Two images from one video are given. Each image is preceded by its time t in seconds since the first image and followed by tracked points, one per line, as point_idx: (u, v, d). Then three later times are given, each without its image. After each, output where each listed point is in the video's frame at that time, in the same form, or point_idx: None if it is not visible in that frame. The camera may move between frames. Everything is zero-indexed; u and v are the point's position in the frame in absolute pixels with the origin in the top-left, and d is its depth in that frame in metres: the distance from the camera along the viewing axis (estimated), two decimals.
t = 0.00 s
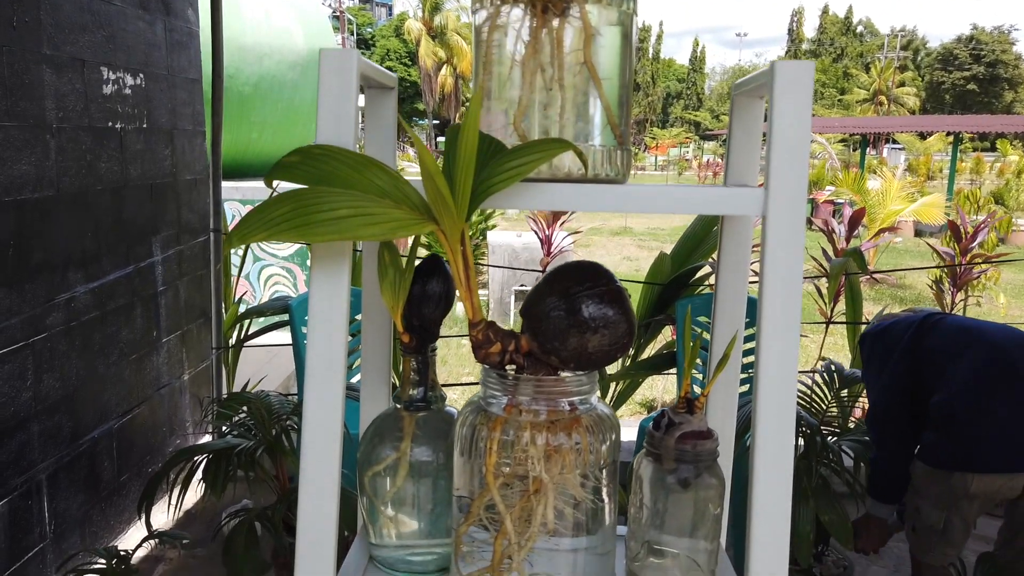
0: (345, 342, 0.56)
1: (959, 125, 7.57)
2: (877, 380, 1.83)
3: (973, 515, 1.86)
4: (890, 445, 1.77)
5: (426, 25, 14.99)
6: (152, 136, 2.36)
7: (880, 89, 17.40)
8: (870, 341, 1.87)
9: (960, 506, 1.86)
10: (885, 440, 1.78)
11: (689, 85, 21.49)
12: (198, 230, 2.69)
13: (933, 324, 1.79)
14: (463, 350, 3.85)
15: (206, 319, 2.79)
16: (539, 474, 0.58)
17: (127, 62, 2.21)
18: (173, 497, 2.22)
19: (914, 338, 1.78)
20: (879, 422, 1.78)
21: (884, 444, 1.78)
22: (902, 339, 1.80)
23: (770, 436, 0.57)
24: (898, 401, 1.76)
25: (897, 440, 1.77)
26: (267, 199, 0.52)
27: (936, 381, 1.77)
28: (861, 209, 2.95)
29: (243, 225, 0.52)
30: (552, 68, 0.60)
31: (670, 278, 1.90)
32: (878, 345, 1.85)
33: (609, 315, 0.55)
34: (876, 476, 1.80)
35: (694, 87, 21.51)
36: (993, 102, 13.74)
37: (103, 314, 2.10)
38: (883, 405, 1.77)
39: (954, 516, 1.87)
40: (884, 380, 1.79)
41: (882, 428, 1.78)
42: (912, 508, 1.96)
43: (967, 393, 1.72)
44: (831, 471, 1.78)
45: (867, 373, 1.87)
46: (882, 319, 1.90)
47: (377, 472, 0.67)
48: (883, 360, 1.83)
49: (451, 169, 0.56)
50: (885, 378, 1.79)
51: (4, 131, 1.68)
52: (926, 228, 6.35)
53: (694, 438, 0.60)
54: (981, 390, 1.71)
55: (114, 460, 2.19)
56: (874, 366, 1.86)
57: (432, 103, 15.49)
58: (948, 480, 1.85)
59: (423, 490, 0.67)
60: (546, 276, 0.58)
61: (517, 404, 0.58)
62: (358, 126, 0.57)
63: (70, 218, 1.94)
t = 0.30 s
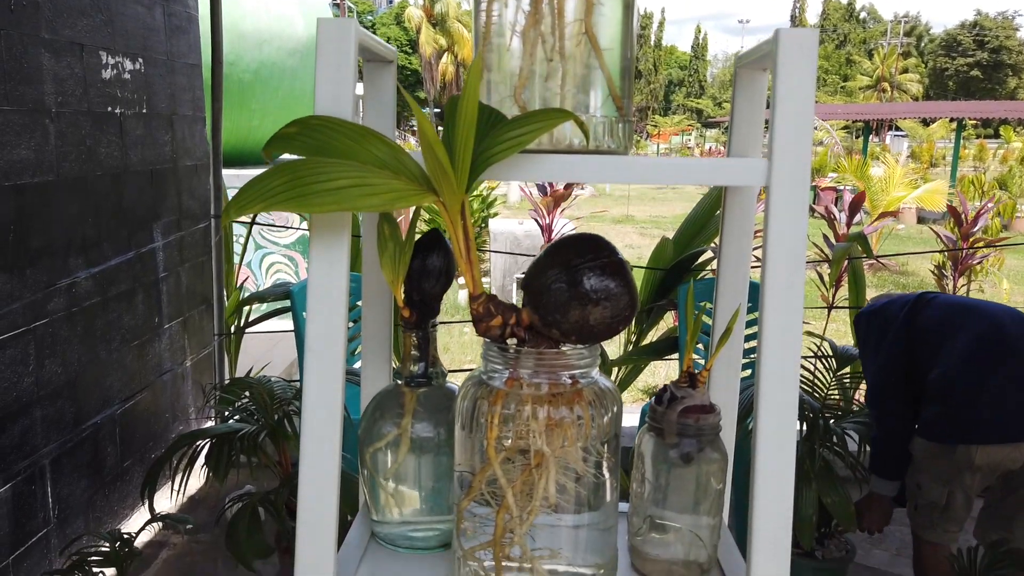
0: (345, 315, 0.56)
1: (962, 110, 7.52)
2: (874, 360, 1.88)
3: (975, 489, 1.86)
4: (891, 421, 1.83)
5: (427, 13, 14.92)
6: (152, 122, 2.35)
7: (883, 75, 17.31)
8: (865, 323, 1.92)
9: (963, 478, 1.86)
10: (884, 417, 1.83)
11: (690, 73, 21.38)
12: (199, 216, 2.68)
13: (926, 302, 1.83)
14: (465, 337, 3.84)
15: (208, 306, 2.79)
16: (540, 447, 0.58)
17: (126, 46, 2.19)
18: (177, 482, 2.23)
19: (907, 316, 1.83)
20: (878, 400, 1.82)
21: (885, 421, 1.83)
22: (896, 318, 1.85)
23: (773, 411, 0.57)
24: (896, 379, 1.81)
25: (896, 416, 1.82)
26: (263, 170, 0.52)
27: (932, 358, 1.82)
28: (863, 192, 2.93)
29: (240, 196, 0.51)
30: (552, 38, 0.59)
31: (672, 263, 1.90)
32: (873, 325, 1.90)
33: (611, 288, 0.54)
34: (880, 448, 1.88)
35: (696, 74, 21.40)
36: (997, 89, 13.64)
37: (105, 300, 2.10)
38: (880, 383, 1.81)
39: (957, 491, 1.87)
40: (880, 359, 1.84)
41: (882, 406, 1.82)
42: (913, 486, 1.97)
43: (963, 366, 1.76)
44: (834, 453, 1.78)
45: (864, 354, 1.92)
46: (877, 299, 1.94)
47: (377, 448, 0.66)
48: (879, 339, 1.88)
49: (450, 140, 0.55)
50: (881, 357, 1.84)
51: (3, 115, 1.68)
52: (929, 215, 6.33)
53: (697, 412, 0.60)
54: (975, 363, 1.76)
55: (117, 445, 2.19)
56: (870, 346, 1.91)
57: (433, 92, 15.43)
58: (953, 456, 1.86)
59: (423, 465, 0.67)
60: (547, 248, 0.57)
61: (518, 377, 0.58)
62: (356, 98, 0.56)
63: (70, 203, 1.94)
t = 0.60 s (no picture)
0: (346, 293, 0.55)
1: (964, 98, 7.48)
2: (877, 337, 1.89)
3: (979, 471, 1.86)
4: (896, 398, 1.82)
5: (427, 2, 14.84)
6: (152, 110, 2.34)
7: (885, 64, 17.22)
8: (868, 303, 1.94)
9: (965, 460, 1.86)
10: (888, 392, 1.83)
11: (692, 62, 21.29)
12: (199, 205, 2.68)
13: (929, 280, 1.86)
14: (466, 326, 3.84)
15: (209, 295, 2.79)
16: (542, 426, 0.57)
17: (126, 34, 2.18)
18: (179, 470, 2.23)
19: (911, 293, 1.85)
20: (882, 375, 1.84)
21: (890, 397, 1.83)
22: (900, 296, 1.87)
23: (778, 390, 0.56)
24: (900, 354, 1.83)
25: (900, 392, 1.82)
26: (262, 147, 0.51)
27: (935, 335, 1.83)
28: (862, 179, 2.90)
29: (238, 173, 0.50)
30: (553, 14, 0.60)
31: (674, 250, 1.89)
32: (877, 304, 1.92)
33: (613, 266, 0.54)
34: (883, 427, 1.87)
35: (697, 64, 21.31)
36: (999, 77, 13.56)
37: (106, 288, 2.10)
38: (885, 359, 1.83)
39: (961, 472, 1.87)
40: (885, 335, 1.86)
41: (886, 381, 1.83)
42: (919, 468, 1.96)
43: (966, 342, 1.78)
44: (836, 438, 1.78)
45: (868, 333, 1.93)
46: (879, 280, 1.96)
47: (380, 429, 0.66)
48: (883, 316, 1.91)
49: (451, 116, 0.54)
50: (885, 333, 1.86)
51: (2, 103, 1.67)
52: (930, 204, 6.31)
53: (699, 391, 0.60)
54: (979, 339, 1.77)
55: (119, 434, 2.20)
56: (874, 325, 1.92)
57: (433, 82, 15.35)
58: (958, 436, 1.87)
59: (425, 446, 0.67)
60: (549, 226, 0.57)
61: (520, 356, 0.58)
62: (354, 75, 0.56)
63: (70, 191, 1.93)
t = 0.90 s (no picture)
0: (346, 267, 0.55)
1: (968, 81, 7.42)
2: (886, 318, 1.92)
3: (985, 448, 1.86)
4: (905, 379, 1.86)
5: None
6: (151, 94, 2.33)
7: (888, 48, 17.11)
8: (876, 281, 1.96)
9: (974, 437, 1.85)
10: (899, 375, 1.87)
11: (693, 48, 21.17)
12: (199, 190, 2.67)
13: (936, 255, 1.85)
14: (467, 312, 3.83)
15: (210, 280, 2.79)
16: (545, 399, 0.57)
17: (124, 17, 2.17)
18: (182, 455, 2.24)
19: (918, 269, 1.85)
20: (891, 356, 1.87)
21: (900, 378, 1.87)
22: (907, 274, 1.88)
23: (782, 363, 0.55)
24: (908, 335, 1.84)
25: (910, 372, 1.85)
26: (260, 117, 0.50)
27: (943, 313, 1.83)
28: (863, 161, 2.88)
29: (236, 144, 0.50)
30: None
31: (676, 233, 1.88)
32: (885, 284, 1.94)
33: (616, 237, 0.53)
34: (892, 407, 1.91)
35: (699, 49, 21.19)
36: (1003, 61, 13.47)
37: (107, 273, 2.10)
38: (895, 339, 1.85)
39: (967, 450, 1.86)
40: (893, 317, 1.87)
41: (894, 363, 1.86)
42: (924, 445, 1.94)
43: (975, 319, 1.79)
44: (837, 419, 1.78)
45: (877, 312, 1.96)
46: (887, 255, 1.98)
47: (382, 405, 0.66)
48: (891, 292, 1.93)
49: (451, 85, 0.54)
50: (893, 314, 1.87)
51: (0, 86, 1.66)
52: (934, 188, 6.28)
53: (703, 364, 0.59)
54: (988, 315, 1.79)
55: (122, 418, 2.20)
56: (884, 304, 1.95)
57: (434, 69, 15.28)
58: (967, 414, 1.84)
59: (427, 422, 0.67)
60: (550, 199, 0.56)
61: (522, 329, 0.58)
62: (353, 45, 0.55)
63: (70, 176, 1.93)
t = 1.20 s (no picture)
0: (347, 244, 0.54)
1: (971, 66, 7.37)
2: (897, 306, 1.93)
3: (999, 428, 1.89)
4: (919, 365, 1.92)
5: None
6: (150, 80, 2.32)
7: (890, 34, 17.02)
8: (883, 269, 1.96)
9: (988, 420, 1.88)
10: (914, 362, 1.92)
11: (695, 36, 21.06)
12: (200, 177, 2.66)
13: (943, 238, 1.86)
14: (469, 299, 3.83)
15: (211, 268, 2.79)
16: (547, 377, 0.57)
17: (122, 3, 2.16)
18: (184, 442, 2.25)
19: (926, 255, 1.87)
20: (905, 348, 1.90)
21: (913, 364, 1.92)
22: (915, 261, 1.89)
23: (787, 343, 0.54)
24: (920, 323, 1.88)
25: (922, 362, 1.91)
26: (260, 91, 0.50)
27: (957, 298, 1.85)
28: (863, 146, 2.85)
29: (235, 119, 0.49)
30: None
31: (677, 219, 1.87)
32: (895, 270, 1.93)
33: (619, 212, 0.53)
34: (906, 393, 1.98)
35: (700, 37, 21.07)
36: (1006, 46, 13.37)
37: (108, 260, 2.10)
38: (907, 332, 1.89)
39: (980, 432, 1.89)
40: (903, 307, 1.90)
41: (908, 351, 1.91)
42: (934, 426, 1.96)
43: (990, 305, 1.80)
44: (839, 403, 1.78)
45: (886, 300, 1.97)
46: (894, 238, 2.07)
47: (384, 384, 0.66)
48: (901, 277, 1.92)
49: (452, 58, 0.53)
50: (904, 303, 1.90)
51: None
52: (936, 174, 6.25)
53: (706, 341, 0.59)
54: (1004, 299, 1.79)
55: (124, 405, 2.20)
56: (892, 292, 1.95)
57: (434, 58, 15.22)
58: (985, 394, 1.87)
59: (428, 401, 0.66)
60: (553, 174, 0.56)
61: (524, 306, 0.57)
62: (353, 18, 0.54)
63: (70, 163, 1.92)
